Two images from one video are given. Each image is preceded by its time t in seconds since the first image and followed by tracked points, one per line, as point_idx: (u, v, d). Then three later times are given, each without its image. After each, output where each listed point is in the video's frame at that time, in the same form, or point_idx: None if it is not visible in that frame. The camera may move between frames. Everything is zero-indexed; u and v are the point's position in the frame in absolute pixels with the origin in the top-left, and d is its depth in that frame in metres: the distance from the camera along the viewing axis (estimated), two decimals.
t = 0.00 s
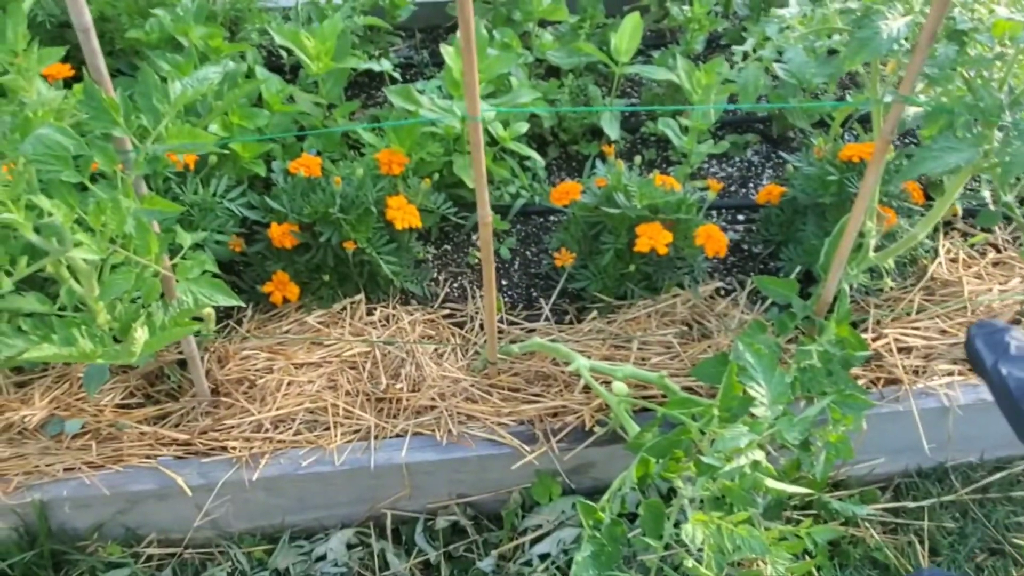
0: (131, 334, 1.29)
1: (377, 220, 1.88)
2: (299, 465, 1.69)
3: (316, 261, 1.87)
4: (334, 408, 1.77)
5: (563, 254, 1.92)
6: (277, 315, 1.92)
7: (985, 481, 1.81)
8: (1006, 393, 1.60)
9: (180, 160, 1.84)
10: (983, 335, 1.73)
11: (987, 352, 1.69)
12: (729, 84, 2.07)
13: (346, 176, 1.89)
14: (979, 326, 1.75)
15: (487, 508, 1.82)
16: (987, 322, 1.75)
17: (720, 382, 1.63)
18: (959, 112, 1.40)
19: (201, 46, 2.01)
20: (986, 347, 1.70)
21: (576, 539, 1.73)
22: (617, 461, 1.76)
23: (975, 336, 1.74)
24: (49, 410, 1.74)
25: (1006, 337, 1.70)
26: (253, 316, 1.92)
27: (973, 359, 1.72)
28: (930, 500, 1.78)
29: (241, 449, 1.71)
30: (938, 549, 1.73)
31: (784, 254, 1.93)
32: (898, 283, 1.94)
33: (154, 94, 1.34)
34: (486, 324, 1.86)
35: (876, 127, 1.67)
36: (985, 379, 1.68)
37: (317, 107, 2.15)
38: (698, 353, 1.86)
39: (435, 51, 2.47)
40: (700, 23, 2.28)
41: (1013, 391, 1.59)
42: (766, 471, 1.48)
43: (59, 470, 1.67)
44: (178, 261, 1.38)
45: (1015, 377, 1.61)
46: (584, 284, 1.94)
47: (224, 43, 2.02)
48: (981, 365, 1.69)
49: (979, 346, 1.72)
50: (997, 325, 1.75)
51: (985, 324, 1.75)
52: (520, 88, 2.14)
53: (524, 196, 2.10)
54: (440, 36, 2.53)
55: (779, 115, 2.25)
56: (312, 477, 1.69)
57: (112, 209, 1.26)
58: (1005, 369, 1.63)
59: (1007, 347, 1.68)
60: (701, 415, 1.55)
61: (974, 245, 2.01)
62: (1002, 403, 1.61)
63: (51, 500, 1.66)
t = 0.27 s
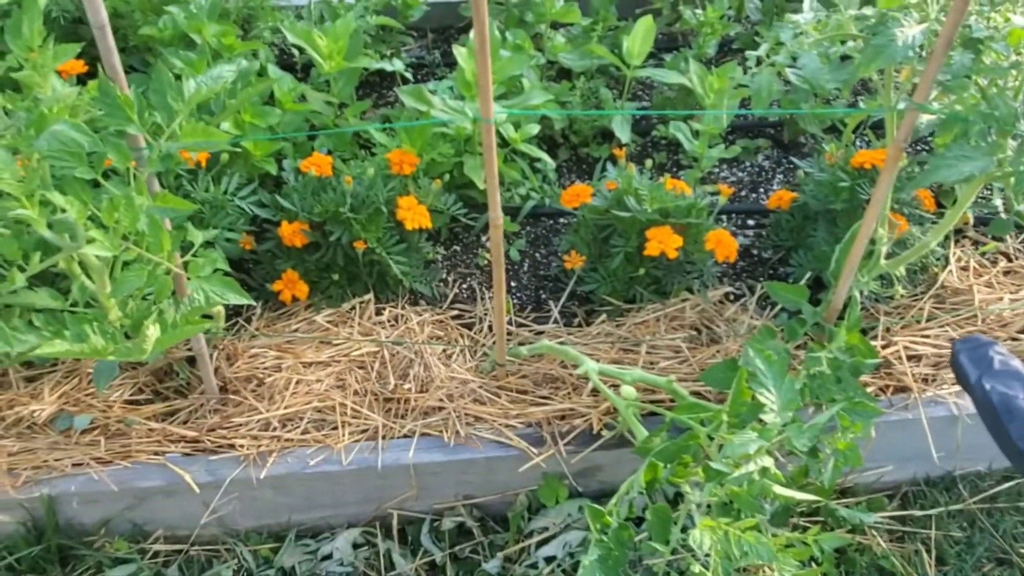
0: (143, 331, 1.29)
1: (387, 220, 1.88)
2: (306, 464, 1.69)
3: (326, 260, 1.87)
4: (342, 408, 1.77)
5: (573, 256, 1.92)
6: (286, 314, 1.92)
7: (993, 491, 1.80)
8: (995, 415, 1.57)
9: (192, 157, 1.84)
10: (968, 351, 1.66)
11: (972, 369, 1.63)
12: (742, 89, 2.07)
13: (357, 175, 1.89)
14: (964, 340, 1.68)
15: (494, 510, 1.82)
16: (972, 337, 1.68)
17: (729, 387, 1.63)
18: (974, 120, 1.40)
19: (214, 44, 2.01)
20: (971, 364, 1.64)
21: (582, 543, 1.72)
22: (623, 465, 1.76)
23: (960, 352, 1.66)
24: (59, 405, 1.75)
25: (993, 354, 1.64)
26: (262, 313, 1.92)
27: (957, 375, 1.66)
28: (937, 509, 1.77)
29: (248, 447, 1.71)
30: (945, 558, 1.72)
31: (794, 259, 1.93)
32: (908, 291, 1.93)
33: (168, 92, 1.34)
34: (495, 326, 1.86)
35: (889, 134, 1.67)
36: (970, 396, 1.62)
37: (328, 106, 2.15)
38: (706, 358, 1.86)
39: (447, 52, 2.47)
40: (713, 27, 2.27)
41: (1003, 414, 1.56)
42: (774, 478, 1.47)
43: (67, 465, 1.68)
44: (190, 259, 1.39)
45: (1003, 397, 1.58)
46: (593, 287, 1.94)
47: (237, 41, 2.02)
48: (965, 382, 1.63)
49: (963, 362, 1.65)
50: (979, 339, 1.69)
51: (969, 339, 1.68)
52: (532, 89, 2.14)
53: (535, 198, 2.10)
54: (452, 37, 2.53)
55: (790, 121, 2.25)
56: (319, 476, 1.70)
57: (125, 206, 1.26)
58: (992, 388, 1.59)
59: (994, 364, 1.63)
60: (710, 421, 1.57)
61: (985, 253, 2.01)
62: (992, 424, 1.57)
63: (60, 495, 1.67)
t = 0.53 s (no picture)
0: (146, 329, 1.29)
1: (389, 220, 1.88)
2: (307, 463, 1.69)
3: (328, 260, 1.87)
4: (343, 407, 1.77)
5: (575, 257, 1.92)
6: (288, 313, 1.92)
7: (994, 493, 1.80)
8: (954, 421, 1.57)
9: (194, 156, 1.84)
10: (926, 355, 1.65)
11: (929, 375, 1.63)
12: (744, 90, 2.07)
13: (359, 174, 1.89)
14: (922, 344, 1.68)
15: (494, 510, 1.82)
16: (930, 342, 1.67)
17: (731, 389, 1.62)
18: (978, 123, 1.41)
19: (216, 42, 1.99)
20: (929, 369, 1.64)
21: (583, 543, 1.72)
22: (624, 465, 1.76)
23: (918, 357, 1.66)
24: (60, 403, 1.75)
25: (951, 358, 1.64)
26: (263, 312, 1.92)
27: (917, 381, 1.66)
28: (938, 511, 1.77)
29: (249, 446, 1.71)
30: (945, 560, 1.72)
31: (796, 261, 1.92)
32: (910, 293, 1.93)
33: (171, 90, 1.34)
34: (497, 326, 1.85)
35: (892, 136, 1.67)
36: (929, 401, 1.63)
37: (330, 105, 2.15)
38: (708, 359, 1.86)
39: (449, 51, 2.46)
40: (716, 28, 2.27)
41: (962, 420, 1.57)
42: (776, 480, 1.47)
43: (68, 463, 1.68)
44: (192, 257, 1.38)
45: (961, 401, 1.58)
46: (595, 287, 1.93)
47: (240, 40, 2.02)
48: (924, 388, 1.63)
49: (922, 367, 1.65)
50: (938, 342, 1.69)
51: (927, 342, 1.68)
52: (534, 90, 2.14)
53: (537, 198, 2.10)
54: (454, 36, 2.53)
55: (793, 122, 2.25)
56: (320, 476, 1.69)
57: (128, 205, 1.26)
58: (949, 393, 1.59)
59: (951, 369, 1.62)
60: (712, 422, 1.57)
61: (987, 255, 2.01)
62: (951, 429, 1.58)
63: (60, 493, 1.67)
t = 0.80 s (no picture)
0: (151, 325, 1.28)
1: (394, 215, 1.87)
2: (311, 459, 1.68)
3: (333, 255, 1.86)
4: (348, 404, 1.76)
5: (581, 253, 1.91)
6: (292, 308, 1.92)
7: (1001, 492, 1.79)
8: (918, 403, 1.57)
9: (198, 150, 1.83)
10: (888, 337, 1.66)
11: (891, 357, 1.63)
12: (752, 86, 2.05)
13: (364, 170, 1.88)
14: (886, 327, 1.69)
15: (499, 507, 1.82)
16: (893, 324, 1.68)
17: (738, 387, 1.62)
18: (989, 120, 1.39)
19: (221, 36, 1.98)
20: (891, 351, 1.64)
21: (588, 541, 1.72)
22: (630, 463, 1.75)
23: (879, 340, 1.67)
24: (63, 398, 1.74)
25: (912, 338, 1.65)
26: (268, 308, 1.92)
27: (879, 364, 1.66)
28: (944, 510, 1.77)
29: (254, 442, 1.70)
30: (952, 559, 1.71)
31: (803, 258, 1.91)
32: (917, 290, 1.92)
33: (177, 84, 1.33)
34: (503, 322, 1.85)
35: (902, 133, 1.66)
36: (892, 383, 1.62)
37: (335, 100, 2.14)
38: (714, 356, 1.85)
39: (455, 47, 2.45)
40: (722, 24, 2.26)
41: (927, 401, 1.57)
42: (783, 478, 1.46)
43: (71, 458, 1.67)
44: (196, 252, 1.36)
45: (924, 381, 1.58)
46: (601, 284, 1.93)
47: (245, 34, 2.01)
48: (886, 369, 1.64)
49: (883, 350, 1.66)
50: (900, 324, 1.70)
51: (890, 325, 1.69)
52: (540, 85, 2.13)
53: (542, 194, 2.09)
54: (459, 31, 2.52)
55: (799, 118, 2.23)
56: (324, 472, 1.68)
57: (133, 200, 1.25)
58: (913, 373, 1.59)
59: (914, 349, 1.63)
60: (718, 420, 1.56)
61: (995, 253, 1.99)
62: (914, 411, 1.58)
63: (63, 489, 1.66)
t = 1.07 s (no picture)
0: (156, 325, 1.28)
1: (399, 215, 1.87)
2: (317, 459, 1.68)
3: (338, 255, 1.86)
4: (353, 403, 1.76)
5: (586, 253, 1.90)
6: (298, 308, 1.91)
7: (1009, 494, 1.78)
8: (849, 414, 1.30)
9: (204, 150, 1.83)
10: (816, 348, 1.39)
11: (822, 367, 1.37)
12: (758, 85, 2.05)
13: (370, 169, 1.88)
14: (812, 334, 1.41)
15: (504, 507, 1.81)
16: (822, 331, 1.39)
17: (743, 388, 1.61)
18: (997, 119, 1.38)
19: (226, 35, 1.98)
20: (821, 361, 1.37)
21: (593, 541, 1.72)
22: (636, 463, 1.75)
23: (810, 350, 1.39)
24: (69, 397, 1.75)
25: (846, 348, 1.36)
26: (273, 307, 1.92)
27: (808, 373, 1.40)
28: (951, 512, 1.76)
29: (259, 442, 1.70)
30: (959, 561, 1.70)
31: (810, 258, 1.91)
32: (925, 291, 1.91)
33: (182, 84, 1.33)
34: (508, 323, 1.84)
35: (910, 133, 1.65)
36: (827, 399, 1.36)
37: (341, 99, 2.14)
38: (720, 357, 1.84)
39: (460, 46, 2.45)
40: (729, 23, 2.25)
41: (856, 413, 1.29)
42: (789, 480, 1.45)
43: (77, 458, 1.67)
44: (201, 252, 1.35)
45: (863, 392, 1.30)
46: (606, 284, 1.92)
47: (250, 34, 2.00)
48: (818, 382, 1.37)
49: (815, 361, 1.38)
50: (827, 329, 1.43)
51: (821, 331, 1.41)
52: (546, 85, 2.13)
53: (548, 194, 2.08)
54: (464, 30, 2.52)
55: (806, 117, 2.23)
56: (329, 472, 1.68)
57: (138, 200, 1.24)
58: (844, 383, 1.32)
59: (844, 359, 1.35)
60: (724, 421, 1.56)
61: (1003, 253, 1.98)
62: (849, 425, 1.30)
63: (69, 488, 1.66)
